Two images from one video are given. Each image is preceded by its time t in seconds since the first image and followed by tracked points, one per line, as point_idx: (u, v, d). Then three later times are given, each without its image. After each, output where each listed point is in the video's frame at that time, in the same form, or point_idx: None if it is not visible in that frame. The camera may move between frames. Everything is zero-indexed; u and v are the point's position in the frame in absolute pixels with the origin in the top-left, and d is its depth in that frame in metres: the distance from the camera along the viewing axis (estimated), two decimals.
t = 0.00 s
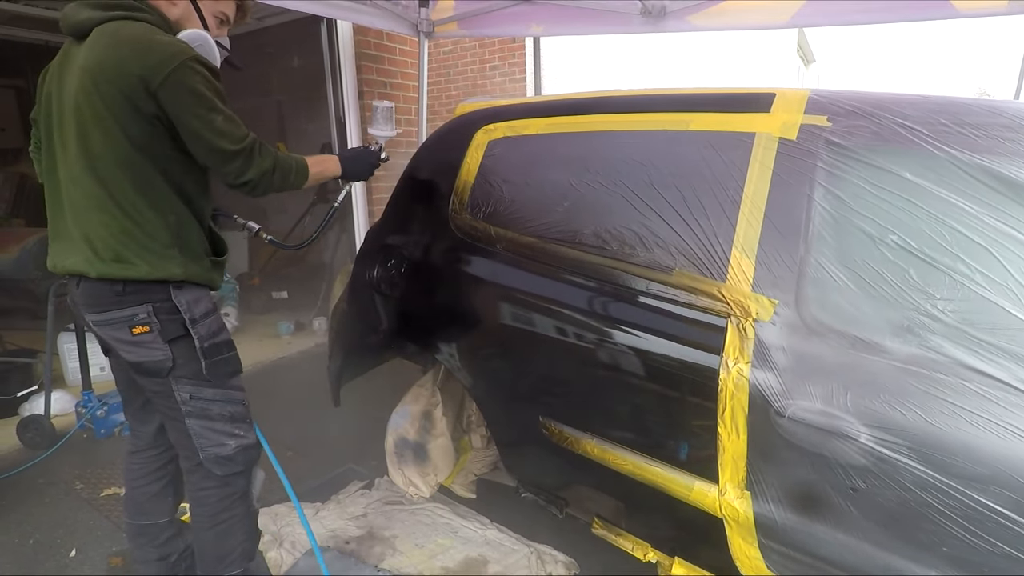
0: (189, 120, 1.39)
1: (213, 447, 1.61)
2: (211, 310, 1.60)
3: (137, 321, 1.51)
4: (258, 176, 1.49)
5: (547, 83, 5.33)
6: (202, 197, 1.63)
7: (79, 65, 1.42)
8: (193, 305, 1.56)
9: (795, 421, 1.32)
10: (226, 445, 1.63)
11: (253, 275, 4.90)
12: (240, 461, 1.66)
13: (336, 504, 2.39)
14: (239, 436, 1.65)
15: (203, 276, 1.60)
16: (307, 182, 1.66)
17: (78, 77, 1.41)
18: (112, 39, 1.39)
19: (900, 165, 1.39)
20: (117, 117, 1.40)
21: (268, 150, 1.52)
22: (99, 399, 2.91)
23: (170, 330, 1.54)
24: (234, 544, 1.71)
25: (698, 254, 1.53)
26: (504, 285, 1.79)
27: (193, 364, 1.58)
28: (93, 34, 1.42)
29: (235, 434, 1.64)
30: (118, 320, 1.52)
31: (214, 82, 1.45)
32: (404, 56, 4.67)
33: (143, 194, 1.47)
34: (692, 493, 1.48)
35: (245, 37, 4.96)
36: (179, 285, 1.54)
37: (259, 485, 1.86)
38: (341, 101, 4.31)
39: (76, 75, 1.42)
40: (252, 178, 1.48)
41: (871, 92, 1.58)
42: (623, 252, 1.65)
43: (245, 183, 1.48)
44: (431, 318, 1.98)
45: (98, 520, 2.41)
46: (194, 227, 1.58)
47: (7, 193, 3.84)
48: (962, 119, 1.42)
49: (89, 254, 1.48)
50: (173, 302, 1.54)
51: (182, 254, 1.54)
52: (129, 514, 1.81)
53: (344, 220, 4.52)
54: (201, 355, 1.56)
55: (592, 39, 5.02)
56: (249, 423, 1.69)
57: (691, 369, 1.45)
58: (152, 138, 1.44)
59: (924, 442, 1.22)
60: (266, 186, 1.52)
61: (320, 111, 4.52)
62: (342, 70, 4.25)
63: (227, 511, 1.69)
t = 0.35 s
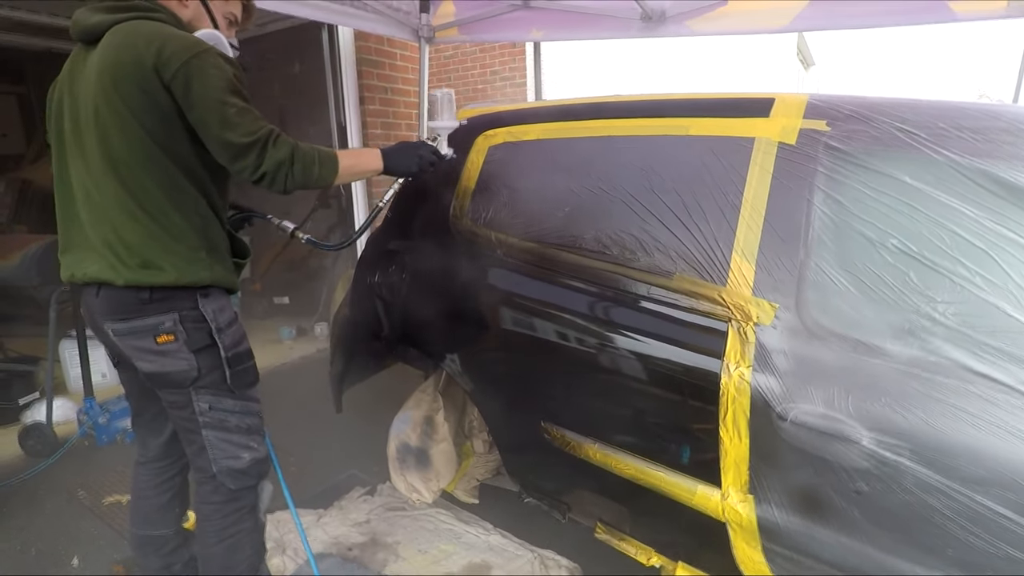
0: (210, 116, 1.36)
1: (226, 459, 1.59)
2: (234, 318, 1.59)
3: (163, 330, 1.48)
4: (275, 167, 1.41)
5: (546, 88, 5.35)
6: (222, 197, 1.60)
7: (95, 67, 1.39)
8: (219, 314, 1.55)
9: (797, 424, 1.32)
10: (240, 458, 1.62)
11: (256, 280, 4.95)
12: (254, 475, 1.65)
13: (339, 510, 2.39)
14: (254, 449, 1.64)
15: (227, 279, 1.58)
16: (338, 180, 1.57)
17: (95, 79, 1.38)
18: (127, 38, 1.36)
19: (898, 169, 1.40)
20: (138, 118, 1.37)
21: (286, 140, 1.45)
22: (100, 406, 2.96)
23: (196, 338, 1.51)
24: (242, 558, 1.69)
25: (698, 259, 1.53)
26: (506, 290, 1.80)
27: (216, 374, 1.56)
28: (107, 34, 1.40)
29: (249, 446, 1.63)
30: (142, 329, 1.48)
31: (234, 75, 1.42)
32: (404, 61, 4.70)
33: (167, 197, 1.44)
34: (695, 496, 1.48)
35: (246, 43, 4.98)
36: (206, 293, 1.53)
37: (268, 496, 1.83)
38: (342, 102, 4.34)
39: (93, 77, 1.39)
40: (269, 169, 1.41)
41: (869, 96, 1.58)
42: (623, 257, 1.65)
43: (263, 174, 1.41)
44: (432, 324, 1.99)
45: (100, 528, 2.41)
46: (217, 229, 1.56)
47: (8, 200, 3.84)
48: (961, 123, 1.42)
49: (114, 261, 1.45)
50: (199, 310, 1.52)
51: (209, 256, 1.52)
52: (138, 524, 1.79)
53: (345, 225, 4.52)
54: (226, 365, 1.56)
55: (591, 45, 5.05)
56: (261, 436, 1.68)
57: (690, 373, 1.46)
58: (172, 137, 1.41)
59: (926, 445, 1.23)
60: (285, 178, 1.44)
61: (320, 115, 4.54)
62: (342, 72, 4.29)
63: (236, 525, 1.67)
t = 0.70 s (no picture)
0: (205, 124, 1.37)
1: (218, 467, 1.59)
2: (220, 324, 1.58)
3: (147, 336, 1.49)
4: (269, 171, 1.49)
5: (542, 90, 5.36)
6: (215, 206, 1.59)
7: (86, 72, 1.38)
8: (204, 321, 1.54)
9: (793, 424, 1.33)
10: (230, 465, 1.61)
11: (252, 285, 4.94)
12: (246, 480, 1.65)
13: (337, 514, 2.39)
14: (245, 455, 1.64)
15: (214, 287, 1.57)
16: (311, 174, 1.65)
17: (86, 85, 1.38)
18: (120, 43, 1.36)
19: (892, 169, 1.41)
20: (130, 125, 1.37)
21: (277, 147, 1.51)
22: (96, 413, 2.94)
23: (181, 345, 1.51)
24: (235, 565, 1.68)
25: (694, 260, 1.54)
26: (502, 293, 1.80)
27: (202, 381, 1.55)
28: (98, 37, 1.38)
29: (241, 453, 1.63)
30: (127, 335, 1.49)
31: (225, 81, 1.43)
32: (400, 65, 4.71)
33: (155, 205, 1.44)
34: (693, 497, 1.49)
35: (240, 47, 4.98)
36: (191, 299, 1.52)
37: (264, 500, 1.83)
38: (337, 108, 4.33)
39: (85, 82, 1.38)
40: (264, 174, 1.48)
41: (863, 97, 1.59)
42: (619, 258, 1.66)
43: (259, 180, 1.48)
44: (429, 327, 1.99)
45: (98, 535, 2.40)
46: (205, 237, 1.55)
47: (4, 207, 3.83)
48: (954, 123, 1.43)
49: (100, 268, 1.45)
50: (184, 317, 1.51)
51: (195, 264, 1.52)
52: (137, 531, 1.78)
53: (342, 229, 4.52)
54: (211, 372, 1.55)
55: (586, 47, 5.06)
56: (255, 442, 1.67)
57: (686, 373, 1.46)
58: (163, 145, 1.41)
59: (921, 444, 1.23)
60: (276, 181, 1.52)
61: (316, 119, 4.54)
62: (339, 80, 4.28)
63: (231, 531, 1.67)
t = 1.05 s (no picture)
0: (202, 114, 1.36)
1: (221, 464, 1.58)
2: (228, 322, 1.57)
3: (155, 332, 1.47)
4: (274, 157, 1.44)
5: (543, 93, 5.36)
6: (219, 198, 1.59)
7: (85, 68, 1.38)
8: (213, 317, 1.53)
9: (791, 430, 1.33)
10: (234, 462, 1.60)
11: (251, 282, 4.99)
12: (248, 478, 1.64)
13: (332, 515, 2.38)
14: (249, 453, 1.63)
15: (223, 282, 1.57)
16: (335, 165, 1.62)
17: (85, 79, 1.37)
18: (117, 37, 1.36)
19: (894, 176, 1.41)
20: (132, 118, 1.36)
21: (283, 130, 1.47)
22: (91, 409, 2.94)
23: (190, 342, 1.51)
24: (234, 563, 1.67)
25: (695, 265, 1.53)
26: (502, 295, 1.79)
27: (210, 379, 1.54)
28: (95, 33, 1.39)
29: (245, 450, 1.62)
30: (134, 332, 1.48)
31: (224, 68, 1.41)
32: (401, 65, 4.71)
33: (161, 199, 1.44)
34: (690, 502, 1.48)
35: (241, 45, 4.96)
36: (199, 295, 1.51)
37: (263, 500, 1.82)
38: (338, 110, 4.35)
39: (84, 78, 1.38)
40: (268, 161, 1.44)
41: (865, 103, 1.59)
42: (619, 261, 1.65)
43: (264, 167, 1.44)
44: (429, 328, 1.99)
45: (91, 533, 2.38)
46: (211, 232, 1.54)
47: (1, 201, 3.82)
48: (956, 131, 1.43)
49: (106, 264, 1.44)
50: (193, 313, 1.51)
51: (203, 258, 1.51)
52: (128, 530, 1.78)
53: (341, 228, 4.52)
54: (219, 368, 1.53)
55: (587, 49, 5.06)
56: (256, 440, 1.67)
57: (685, 378, 1.46)
58: (167, 137, 1.41)
59: (919, 451, 1.23)
60: (284, 168, 1.47)
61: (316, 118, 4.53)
62: (340, 82, 4.32)
63: (231, 528, 1.66)
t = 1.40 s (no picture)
0: (211, 113, 1.36)
1: (227, 466, 1.58)
2: (232, 324, 1.57)
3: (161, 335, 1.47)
4: (283, 158, 1.47)
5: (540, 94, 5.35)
6: (224, 201, 1.59)
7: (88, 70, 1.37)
8: (218, 319, 1.53)
9: (792, 432, 1.34)
10: (240, 464, 1.60)
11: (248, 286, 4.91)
12: (253, 480, 1.64)
13: (332, 517, 2.38)
14: (253, 454, 1.63)
15: (225, 284, 1.56)
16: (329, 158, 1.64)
17: (90, 80, 1.37)
18: (121, 38, 1.35)
19: (893, 178, 1.41)
20: (137, 120, 1.36)
21: (288, 132, 1.49)
22: (89, 412, 2.94)
23: (196, 344, 1.50)
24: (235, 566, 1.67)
25: (696, 267, 1.53)
26: (502, 297, 1.79)
27: (215, 381, 1.54)
28: (98, 34, 1.38)
29: (249, 452, 1.62)
30: (140, 335, 1.47)
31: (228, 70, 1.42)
32: (399, 66, 4.70)
33: (165, 203, 1.43)
34: (690, 504, 1.48)
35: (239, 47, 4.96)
36: (204, 298, 1.51)
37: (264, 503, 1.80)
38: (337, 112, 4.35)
39: (88, 80, 1.37)
40: (277, 161, 1.46)
41: (864, 105, 1.59)
42: (619, 263, 1.65)
43: (272, 167, 1.46)
44: (429, 330, 1.98)
45: (90, 536, 2.38)
46: (215, 235, 1.53)
47: None
48: (955, 133, 1.43)
49: (110, 268, 1.43)
50: (198, 316, 1.50)
51: (206, 262, 1.50)
52: (130, 533, 1.77)
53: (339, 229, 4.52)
54: (225, 371, 1.54)
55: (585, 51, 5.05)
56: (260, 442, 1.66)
57: (686, 380, 1.46)
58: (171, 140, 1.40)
59: (920, 453, 1.23)
60: (291, 167, 1.50)
61: (314, 119, 4.53)
62: (337, 83, 4.28)
63: (235, 529, 1.65)
